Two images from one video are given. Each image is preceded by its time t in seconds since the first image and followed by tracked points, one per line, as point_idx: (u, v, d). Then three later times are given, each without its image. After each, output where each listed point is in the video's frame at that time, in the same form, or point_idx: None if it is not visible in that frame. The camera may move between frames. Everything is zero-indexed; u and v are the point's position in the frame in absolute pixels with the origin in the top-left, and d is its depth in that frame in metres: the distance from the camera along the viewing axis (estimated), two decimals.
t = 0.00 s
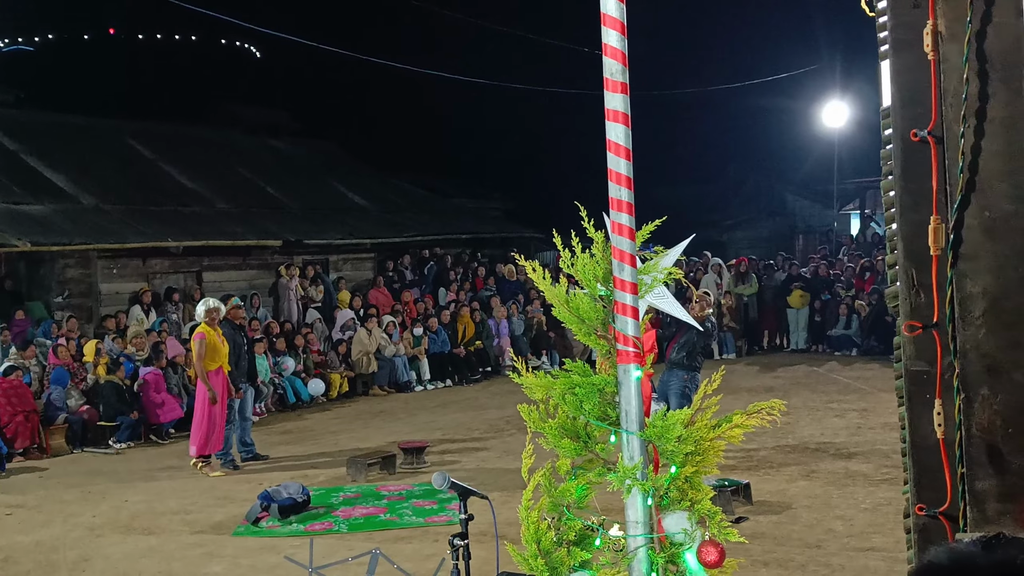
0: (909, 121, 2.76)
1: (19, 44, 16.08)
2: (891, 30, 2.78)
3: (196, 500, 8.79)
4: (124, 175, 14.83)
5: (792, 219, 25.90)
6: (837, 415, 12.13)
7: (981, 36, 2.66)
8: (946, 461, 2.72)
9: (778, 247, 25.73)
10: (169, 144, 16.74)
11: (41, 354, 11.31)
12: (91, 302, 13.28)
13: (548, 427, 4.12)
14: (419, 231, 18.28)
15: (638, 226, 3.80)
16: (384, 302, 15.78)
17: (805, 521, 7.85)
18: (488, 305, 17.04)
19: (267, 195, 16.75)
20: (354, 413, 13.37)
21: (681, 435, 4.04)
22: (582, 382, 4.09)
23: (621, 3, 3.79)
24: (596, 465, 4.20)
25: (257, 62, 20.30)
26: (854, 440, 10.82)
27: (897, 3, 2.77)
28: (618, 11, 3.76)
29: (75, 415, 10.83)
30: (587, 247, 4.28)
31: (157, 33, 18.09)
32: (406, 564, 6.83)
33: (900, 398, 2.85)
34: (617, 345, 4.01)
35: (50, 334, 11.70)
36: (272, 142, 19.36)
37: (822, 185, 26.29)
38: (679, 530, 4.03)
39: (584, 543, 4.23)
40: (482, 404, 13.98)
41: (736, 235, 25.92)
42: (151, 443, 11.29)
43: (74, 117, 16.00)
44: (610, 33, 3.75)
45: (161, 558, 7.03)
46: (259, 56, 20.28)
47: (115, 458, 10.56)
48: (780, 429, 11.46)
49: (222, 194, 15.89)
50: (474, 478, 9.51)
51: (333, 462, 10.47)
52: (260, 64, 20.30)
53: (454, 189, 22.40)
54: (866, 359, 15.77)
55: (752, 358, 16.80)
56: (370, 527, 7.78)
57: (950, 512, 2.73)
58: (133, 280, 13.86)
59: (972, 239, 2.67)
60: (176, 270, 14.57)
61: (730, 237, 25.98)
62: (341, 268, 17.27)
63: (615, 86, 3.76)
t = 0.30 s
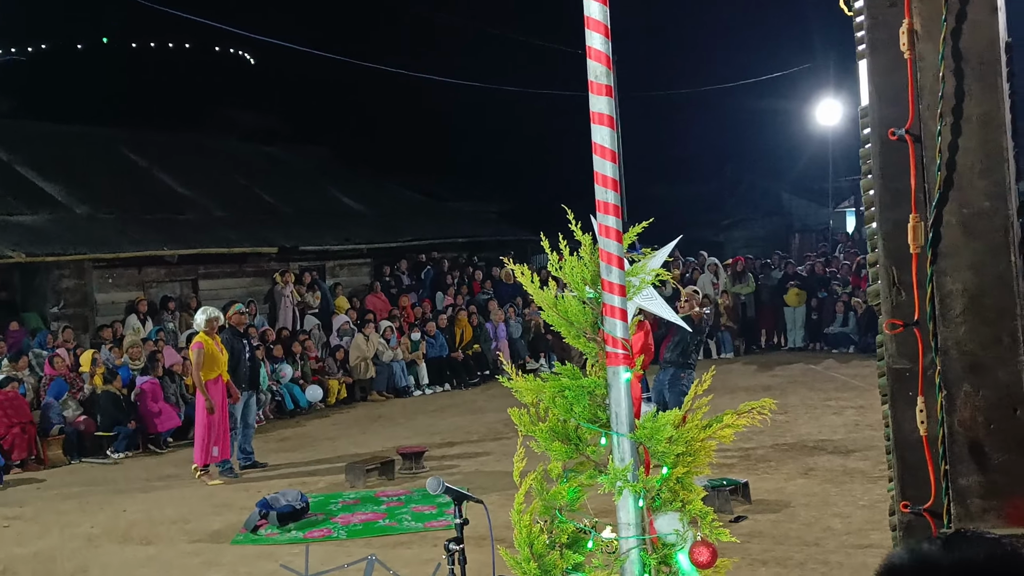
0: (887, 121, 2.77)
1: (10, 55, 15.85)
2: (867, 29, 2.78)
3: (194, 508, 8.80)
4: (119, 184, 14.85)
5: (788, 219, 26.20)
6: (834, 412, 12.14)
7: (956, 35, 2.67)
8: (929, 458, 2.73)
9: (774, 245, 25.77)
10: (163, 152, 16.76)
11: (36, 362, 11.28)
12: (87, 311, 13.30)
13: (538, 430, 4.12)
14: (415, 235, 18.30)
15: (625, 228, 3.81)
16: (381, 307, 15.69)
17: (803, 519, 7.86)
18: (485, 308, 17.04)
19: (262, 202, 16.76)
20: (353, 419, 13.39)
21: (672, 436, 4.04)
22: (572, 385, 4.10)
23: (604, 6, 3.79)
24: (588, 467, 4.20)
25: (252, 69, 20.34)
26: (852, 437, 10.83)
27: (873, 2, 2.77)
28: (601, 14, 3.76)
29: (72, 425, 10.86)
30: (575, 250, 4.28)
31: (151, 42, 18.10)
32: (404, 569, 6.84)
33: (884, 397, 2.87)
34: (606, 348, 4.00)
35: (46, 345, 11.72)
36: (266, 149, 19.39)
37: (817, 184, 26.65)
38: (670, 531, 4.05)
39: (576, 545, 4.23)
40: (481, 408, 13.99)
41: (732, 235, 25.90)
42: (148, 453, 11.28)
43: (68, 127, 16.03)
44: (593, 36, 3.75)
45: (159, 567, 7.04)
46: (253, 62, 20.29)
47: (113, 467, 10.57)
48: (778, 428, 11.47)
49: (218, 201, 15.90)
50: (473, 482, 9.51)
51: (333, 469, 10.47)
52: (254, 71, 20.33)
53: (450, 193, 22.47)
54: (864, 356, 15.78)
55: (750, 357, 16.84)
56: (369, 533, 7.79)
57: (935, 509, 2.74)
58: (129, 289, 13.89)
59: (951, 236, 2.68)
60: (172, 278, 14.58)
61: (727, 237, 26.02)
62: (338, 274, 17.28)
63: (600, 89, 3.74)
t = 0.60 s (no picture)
0: (865, 127, 2.79)
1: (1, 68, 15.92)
2: (844, 37, 2.80)
3: (189, 521, 8.77)
4: (110, 197, 14.84)
5: (780, 223, 26.45)
6: (828, 416, 12.15)
7: (932, 41, 2.68)
8: (912, 462, 2.74)
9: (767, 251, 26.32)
10: (155, 164, 16.76)
11: (29, 376, 11.23)
12: (80, 325, 13.27)
13: (527, 439, 4.12)
14: (408, 244, 18.32)
15: (611, 236, 3.79)
16: (375, 317, 15.85)
17: (798, 524, 7.85)
18: (478, 317, 17.04)
19: (254, 213, 16.76)
20: (347, 429, 13.37)
21: (660, 443, 4.04)
22: (559, 393, 4.10)
23: (587, 15, 3.77)
24: (577, 476, 4.19)
25: (243, 80, 20.40)
26: (846, 440, 10.84)
27: (850, 10, 2.79)
28: (585, 24, 3.74)
29: (66, 439, 10.80)
30: (562, 259, 4.29)
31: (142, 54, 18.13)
32: None
33: (867, 402, 2.88)
34: (593, 356, 3.99)
35: (38, 359, 11.70)
36: (257, 160, 19.42)
37: (807, 189, 26.29)
38: (659, 538, 4.10)
39: (566, 554, 4.21)
40: (475, 416, 13.99)
41: (724, 239, 26.45)
42: (142, 466, 11.27)
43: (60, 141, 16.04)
44: (576, 45, 3.73)
45: None
46: (245, 74, 20.34)
47: (106, 481, 10.54)
48: (772, 432, 11.48)
49: (209, 212, 15.91)
50: (467, 491, 9.48)
51: (327, 480, 10.43)
52: (246, 82, 20.39)
53: (443, 202, 22.55)
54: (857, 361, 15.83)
55: (744, 362, 16.91)
56: (364, 543, 7.76)
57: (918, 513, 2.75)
58: (121, 302, 13.87)
59: (930, 241, 2.70)
60: (164, 290, 14.56)
61: (719, 242, 26.48)
62: (331, 284, 17.27)
63: (584, 98, 3.74)
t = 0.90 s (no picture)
0: (848, 131, 2.79)
1: None
2: (827, 41, 2.80)
3: (182, 528, 8.73)
4: (102, 204, 14.81)
5: (772, 226, 25.82)
6: (821, 419, 12.16)
7: (914, 44, 2.68)
8: (897, 465, 2.74)
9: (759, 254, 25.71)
10: (147, 171, 16.74)
11: (20, 383, 11.07)
12: (72, 332, 13.22)
13: (515, 445, 4.11)
14: (400, 250, 18.32)
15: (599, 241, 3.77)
16: (367, 323, 15.65)
17: (791, 527, 7.85)
18: (471, 321, 17.01)
19: (247, 219, 16.73)
20: (340, 435, 13.35)
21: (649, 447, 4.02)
22: (547, 398, 4.09)
23: (572, 20, 3.77)
24: (565, 481, 4.17)
25: (235, 86, 20.39)
26: (839, 443, 10.85)
27: (833, 13, 2.79)
28: (571, 29, 3.74)
29: (58, 447, 10.81)
30: (549, 264, 4.28)
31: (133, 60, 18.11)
32: None
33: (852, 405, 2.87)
34: (581, 359, 3.96)
35: (31, 367, 11.35)
36: (249, 165, 19.40)
37: (800, 191, 25.96)
38: (648, 543, 4.06)
39: (555, 559, 4.20)
40: (469, 420, 13.97)
41: (718, 242, 26.23)
42: (135, 473, 11.28)
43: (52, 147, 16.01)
44: (562, 51, 3.72)
45: None
46: (236, 79, 20.34)
47: (99, 488, 10.50)
48: (765, 435, 11.48)
49: (201, 219, 15.88)
50: (460, 496, 9.46)
51: (320, 486, 10.40)
52: (237, 88, 20.38)
53: (435, 206, 22.58)
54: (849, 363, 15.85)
55: (736, 365, 16.95)
56: (357, 549, 7.74)
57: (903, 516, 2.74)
58: (114, 309, 13.83)
59: (913, 244, 2.70)
60: (157, 297, 14.51)
61: (713, 244, 26.49)
62: (323, 290, 17.24)
63: (570, 102, 3.71)
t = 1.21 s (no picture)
0: (829, 132, 2.80)
1: None
2: (806, 43, 2.80)
3: (176, 537, 8.69)
4: (93, 214, 14.77)
5: (764, 229, 26.27)
6: (814, 421, 12.18)
7: (893, 46, 2.70)
8: (881, 467, 2.74)
9: (750, 257, 25.84)
10: (138, 180, 16.71)
11: (13, 395, 11.03)
12: (64, 342, 13.17)
13: (504, 450, 4.10)
14: (392, 257, 18.33)
15: (586, 245, 3.74)
16: (359, 330, 15.70)
17: (785, 529, 7.83)
18: (463, 327, 17.00)
19: (238, 228, 16.71)
20: (334, 442, 13.32)
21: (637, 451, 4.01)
22: (534, 403, 4.09)
23: (557, 25, 3.72)
24: (554, 485, 4.16)
25: (226, 94, 20.41)
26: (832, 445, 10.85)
27: (813, 15, 2.79)
28: (555, 33, 3.68)
29: (50, 458, 10.73)
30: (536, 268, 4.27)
31: (123, 70, 18.10)
32: None
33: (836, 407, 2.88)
34: (568, 364, 3.94)
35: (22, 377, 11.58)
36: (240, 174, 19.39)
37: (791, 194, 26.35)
38: (638, 546, 4.10)
39: (545, 564, 4.18)
40: (462, 427, 13.95)
41: (709, 245, 26.58)
42: (129, 482, 11.20)
43: (43, 158, 15.99)
44: (547, 55, 3.68)
45: None
46: (227, 88, 20.37)
47: (92, 499, 10.46)
48: (758, 439, 11.48)
49: (193, 228, 15.85)
50: (454, 502, 9.43)
51: (313, 494, 10.36)
52: (228, 97, 20.39)
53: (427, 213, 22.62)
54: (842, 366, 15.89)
55: (729, 368, 17.00)
56: (350, 557, 7.70)
57: (887, 516, 2.75)
58: (105, 319, 13.78)
59: (895, 246, 2.70)
60: (149, 306, 14.48)
61: (704, 248, 26.62)
62: (315, 297, 17.23)
63: (555, 107, 3.69)
